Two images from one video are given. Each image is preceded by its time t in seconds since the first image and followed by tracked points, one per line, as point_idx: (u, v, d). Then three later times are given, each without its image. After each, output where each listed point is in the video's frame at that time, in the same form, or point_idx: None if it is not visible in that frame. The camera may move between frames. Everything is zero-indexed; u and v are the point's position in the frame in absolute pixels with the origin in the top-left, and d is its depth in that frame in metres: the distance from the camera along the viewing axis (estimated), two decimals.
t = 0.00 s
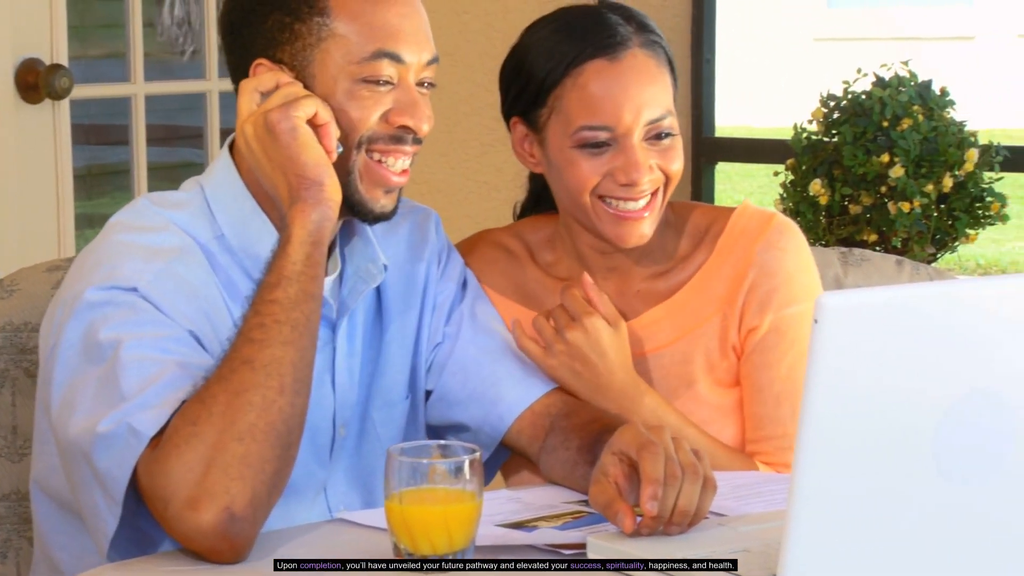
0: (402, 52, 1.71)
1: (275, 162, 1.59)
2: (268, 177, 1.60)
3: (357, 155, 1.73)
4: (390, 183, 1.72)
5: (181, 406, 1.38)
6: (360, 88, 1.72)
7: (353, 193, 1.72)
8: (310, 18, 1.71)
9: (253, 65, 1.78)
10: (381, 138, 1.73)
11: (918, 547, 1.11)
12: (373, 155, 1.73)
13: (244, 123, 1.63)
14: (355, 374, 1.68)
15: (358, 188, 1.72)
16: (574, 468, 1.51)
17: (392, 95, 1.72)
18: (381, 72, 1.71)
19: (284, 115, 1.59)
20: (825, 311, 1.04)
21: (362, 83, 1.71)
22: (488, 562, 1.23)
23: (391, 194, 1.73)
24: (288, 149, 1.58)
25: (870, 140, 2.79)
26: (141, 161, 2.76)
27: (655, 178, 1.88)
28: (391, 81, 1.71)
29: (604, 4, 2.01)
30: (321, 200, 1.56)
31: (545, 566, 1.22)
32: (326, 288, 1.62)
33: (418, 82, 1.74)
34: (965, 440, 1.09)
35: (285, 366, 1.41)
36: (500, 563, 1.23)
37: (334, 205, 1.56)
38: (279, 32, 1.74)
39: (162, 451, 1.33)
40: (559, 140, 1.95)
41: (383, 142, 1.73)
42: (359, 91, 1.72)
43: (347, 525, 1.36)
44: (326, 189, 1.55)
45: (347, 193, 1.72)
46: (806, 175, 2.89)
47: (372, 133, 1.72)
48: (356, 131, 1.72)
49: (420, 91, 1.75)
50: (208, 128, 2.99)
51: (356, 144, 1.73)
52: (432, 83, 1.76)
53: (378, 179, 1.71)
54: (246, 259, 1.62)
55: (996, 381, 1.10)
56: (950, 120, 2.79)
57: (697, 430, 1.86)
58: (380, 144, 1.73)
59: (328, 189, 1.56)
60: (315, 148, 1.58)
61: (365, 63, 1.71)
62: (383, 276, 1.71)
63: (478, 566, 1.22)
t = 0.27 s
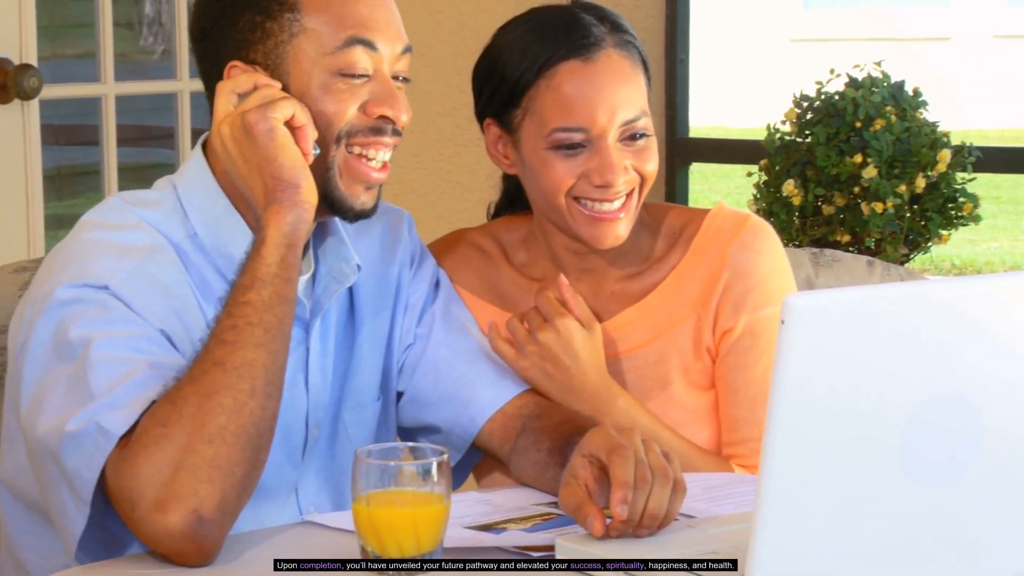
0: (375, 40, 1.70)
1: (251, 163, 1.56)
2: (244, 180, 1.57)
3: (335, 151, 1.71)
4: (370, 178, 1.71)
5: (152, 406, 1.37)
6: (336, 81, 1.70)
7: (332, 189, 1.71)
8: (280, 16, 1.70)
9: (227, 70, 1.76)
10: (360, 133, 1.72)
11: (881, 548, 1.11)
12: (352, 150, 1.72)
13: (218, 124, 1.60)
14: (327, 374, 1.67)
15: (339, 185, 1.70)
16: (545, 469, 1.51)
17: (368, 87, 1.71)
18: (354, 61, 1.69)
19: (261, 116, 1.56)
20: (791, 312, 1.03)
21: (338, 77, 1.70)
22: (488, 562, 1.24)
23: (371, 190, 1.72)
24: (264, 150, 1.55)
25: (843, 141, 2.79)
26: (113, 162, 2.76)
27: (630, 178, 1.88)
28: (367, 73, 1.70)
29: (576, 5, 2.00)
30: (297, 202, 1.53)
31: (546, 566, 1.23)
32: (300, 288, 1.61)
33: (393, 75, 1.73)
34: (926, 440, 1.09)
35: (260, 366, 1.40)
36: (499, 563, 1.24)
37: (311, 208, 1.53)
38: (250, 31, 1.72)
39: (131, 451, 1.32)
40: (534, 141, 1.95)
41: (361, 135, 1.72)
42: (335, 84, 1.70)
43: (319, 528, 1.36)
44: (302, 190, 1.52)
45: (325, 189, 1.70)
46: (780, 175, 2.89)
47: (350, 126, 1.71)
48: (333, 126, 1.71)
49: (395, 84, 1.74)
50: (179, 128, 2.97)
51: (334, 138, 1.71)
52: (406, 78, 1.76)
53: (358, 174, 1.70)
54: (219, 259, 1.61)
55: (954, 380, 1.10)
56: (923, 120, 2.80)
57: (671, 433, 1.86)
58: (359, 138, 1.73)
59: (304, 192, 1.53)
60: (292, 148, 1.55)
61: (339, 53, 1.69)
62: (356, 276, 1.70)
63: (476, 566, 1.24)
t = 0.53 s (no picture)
0: (364, 56, 1.68)
1: (233, 169, 1.54)
2: (223, 185, 1.55)
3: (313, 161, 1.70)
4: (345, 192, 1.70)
5: (124, 407, 1.36)
6: (323, 92, 1.68)
7: (309, 199, 1.70)
8: (273, 20, 1.67)
9: (211, 66, 1.72)
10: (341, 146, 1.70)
11: (855, 552, 1.10)
12: (332, 162, 1.70)
13: (199, 126, 1.57)
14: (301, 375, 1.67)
15: (315, 195, 1.69)
16: (528, 461, 1.55)
17: (354, 101, 1.69)
18: (343, 76, 1.67)
19: (245, 122, 1.54)
20: (765, 315, 1.02)
21: (324, 88, 1.68)
22: (488, 562, 1.25)
23: (346, 203, 1.70)
24: (247, 157, 1.53)
25: (823, 141, 2.79)
26: (88, 159, 2.76)
27: (604, 177, 1.88)
28: (353, 88, 1.68)
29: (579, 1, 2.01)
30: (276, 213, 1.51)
31: (544, 566, 1.22)
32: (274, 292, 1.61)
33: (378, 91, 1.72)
34: (897, 442, 1.09)
35: (236, 371, 1.38)
36: (498, 563, 1.25)
37: (289, 217, 1.51)
38: (239, 31, 1.69)
39: (105, 452, 1.31)
40: (514, 134, 1.95)
41: (344, 148, 1.70)
42: (320, 95, 1.68)
43: (293, 531, 1.35)
44: (283, 202, 1.51)
45: (303, 199, 1.69)
46: (760, 176, 2.89)
47: (332, 139, 1.69)
48: (317, 136, 1.69)
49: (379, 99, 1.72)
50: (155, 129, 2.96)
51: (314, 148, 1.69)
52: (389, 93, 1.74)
53: (336, 186, 1.69)
54: (190, 259, 1.60)
55: (928, 383, 1.10)
56: (902, 120, 2.80)
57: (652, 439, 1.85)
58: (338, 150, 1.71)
59: (285, 202, 1.51)
60: (275, 158, 1.53)
61: (328, 67, 1.67)
62: (328, 274, 1.69)
63: (477, 566, 1.25)
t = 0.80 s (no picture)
0: (354, 60, 1.67)
1: (221, 172, 1.53)
2: (211, 186, 1.54)
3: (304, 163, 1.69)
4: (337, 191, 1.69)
5: (109, 408, 1.36)
6: (312, 94, 1.67)
7: (298, 199, 1.69)
8: (264, 21, 1.66)
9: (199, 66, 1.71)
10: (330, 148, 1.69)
11: (837, 555, 1.10)
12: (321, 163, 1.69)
13: (188, 127, 1.57)
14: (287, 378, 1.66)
15: (306, 196, 1.69)
16: (519, 456, 1.54)
17: (344, 103, 1.68)
18: (332, 79, 1.67)
19: (234, 125, 1.53)
20: (747, 316, 1.01)
21: (313, 90, 1.67)
22: (487, 563, 1.24)
23: (337, 203, 1.70)
24: (235, 159, 1.52)
25: (808, 142, 2.79)
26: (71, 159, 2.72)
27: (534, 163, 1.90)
28: (343, 89, 1.68)
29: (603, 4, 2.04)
30: (264, 215, 1.51)
31: (546, 566, 1.21)
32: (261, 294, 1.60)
33: (368, 94, 1.71)
34: (879, 446, 1.09)
35: (220, 374, 1.38)
36: (498, 563, 1.24)
37: (276, 220, 1.51)
38: (229, 32, 1.68)
39: (88, 453, 1.31)
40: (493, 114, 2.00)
41: (334, 150, 1.69)
42: (310, 97, 1.67)
43: (275, 533, 1.35)
44: (271, 204, 1.50)
45: (293, 200, 1.69)
46: (744, 176, 2.88)
47: (321, 142, 1.69)
48: (307, 138, 1.68)
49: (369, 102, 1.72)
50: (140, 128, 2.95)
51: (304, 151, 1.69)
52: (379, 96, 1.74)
53: (327, 187, 1.68)
54: (177, 261, 1.60)
55: (911, 385, 1.10)
56: (887, 121, 2.81)
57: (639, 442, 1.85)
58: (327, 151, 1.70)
59: (272, 207, 1.51)
60: (264, 161, 1.53)
61: (318, 70, 1.67)
62: (315, 275, 1.68)
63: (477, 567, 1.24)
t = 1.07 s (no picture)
0: (341, 60, 1.67)
1: (204, 172, 1.52)
2: (194, 187, 1.54)
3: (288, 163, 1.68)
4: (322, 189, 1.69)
5: (90, 408, 1.35)
6: (298, 94, 1.67)
7: (283, 198, 1.68)
8: (250, 20, 1.65)
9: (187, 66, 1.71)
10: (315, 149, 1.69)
11: (818, 556, 1.10)
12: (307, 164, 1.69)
13: (172, 126, 1.57)
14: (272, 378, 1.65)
15: (290, 194, 1.68)
16: (504, 455, 1.53)
17: (330, 103, 1.68)
18: (319, 79, 1.66)
19: (218, 125, 1.53)
20: (728, 317, 1.00)
21: (299, 90, 1.67)
22: (487, 563, 1.24)
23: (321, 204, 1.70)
24: (219, 159, 1.52)
25: (794, 142, 2.80)
26: (55, 157, 2.74)
27: (528, 159, 1.89)
28: (329, 89, 1.67)
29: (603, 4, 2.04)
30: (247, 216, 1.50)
31: (546, 566, 1.20)
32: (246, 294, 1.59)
33: (354, 94, 1.71)
34: (862, 446, 1.09)
35: (201, 374, 1.37)
36: (498, 563, 1.23)
37: (260, 221, 1.51)
38: (216, 31, 1.67)
39: (68, 453, 1.30)
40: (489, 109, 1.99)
41: (320, 151, 1.69)
42: (296, 97, 1.67)
43: (257, 534, 1.34)
44: (254, 205, 1.50)
45: (277, 199, 1.67)
46: (729, 176, 2.88)
47: (306, 143, 1.68)
48: (293, 138, 1.68)
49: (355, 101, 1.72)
50: (125, 127, 2.94)
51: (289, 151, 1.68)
52: (365, 95, 1.73)
53: (311, 186, 1.67)
54: (162, 260, 1.59)
55: (895, 385, 1.09)
56: (873, 120, 2.81)
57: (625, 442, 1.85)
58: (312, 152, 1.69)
59: (256, 207, 1.50)
60: (247, 161, 1.53)
61: (304, 70, 1.66)
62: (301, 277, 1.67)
63: (477, 566, 1.23)
